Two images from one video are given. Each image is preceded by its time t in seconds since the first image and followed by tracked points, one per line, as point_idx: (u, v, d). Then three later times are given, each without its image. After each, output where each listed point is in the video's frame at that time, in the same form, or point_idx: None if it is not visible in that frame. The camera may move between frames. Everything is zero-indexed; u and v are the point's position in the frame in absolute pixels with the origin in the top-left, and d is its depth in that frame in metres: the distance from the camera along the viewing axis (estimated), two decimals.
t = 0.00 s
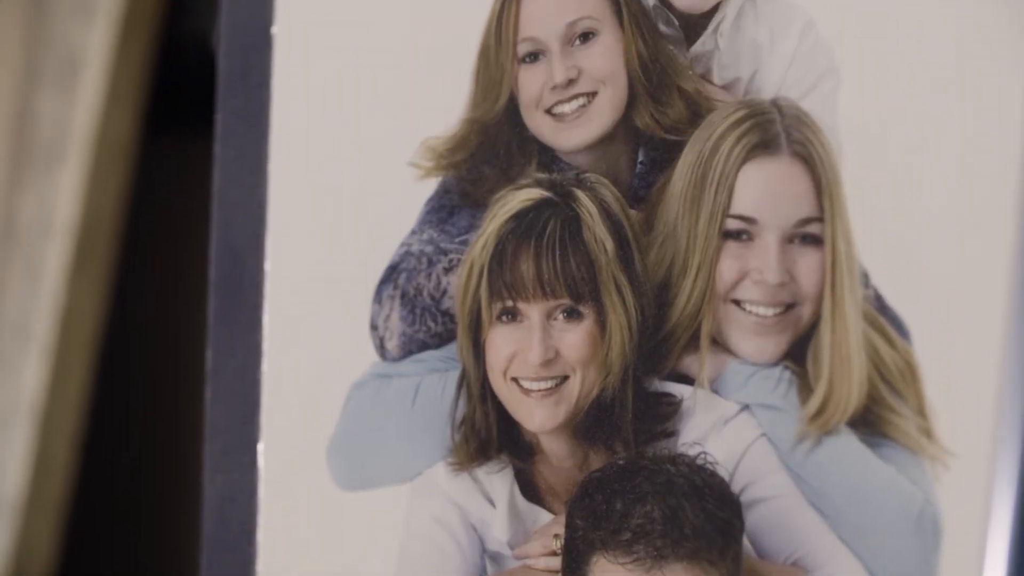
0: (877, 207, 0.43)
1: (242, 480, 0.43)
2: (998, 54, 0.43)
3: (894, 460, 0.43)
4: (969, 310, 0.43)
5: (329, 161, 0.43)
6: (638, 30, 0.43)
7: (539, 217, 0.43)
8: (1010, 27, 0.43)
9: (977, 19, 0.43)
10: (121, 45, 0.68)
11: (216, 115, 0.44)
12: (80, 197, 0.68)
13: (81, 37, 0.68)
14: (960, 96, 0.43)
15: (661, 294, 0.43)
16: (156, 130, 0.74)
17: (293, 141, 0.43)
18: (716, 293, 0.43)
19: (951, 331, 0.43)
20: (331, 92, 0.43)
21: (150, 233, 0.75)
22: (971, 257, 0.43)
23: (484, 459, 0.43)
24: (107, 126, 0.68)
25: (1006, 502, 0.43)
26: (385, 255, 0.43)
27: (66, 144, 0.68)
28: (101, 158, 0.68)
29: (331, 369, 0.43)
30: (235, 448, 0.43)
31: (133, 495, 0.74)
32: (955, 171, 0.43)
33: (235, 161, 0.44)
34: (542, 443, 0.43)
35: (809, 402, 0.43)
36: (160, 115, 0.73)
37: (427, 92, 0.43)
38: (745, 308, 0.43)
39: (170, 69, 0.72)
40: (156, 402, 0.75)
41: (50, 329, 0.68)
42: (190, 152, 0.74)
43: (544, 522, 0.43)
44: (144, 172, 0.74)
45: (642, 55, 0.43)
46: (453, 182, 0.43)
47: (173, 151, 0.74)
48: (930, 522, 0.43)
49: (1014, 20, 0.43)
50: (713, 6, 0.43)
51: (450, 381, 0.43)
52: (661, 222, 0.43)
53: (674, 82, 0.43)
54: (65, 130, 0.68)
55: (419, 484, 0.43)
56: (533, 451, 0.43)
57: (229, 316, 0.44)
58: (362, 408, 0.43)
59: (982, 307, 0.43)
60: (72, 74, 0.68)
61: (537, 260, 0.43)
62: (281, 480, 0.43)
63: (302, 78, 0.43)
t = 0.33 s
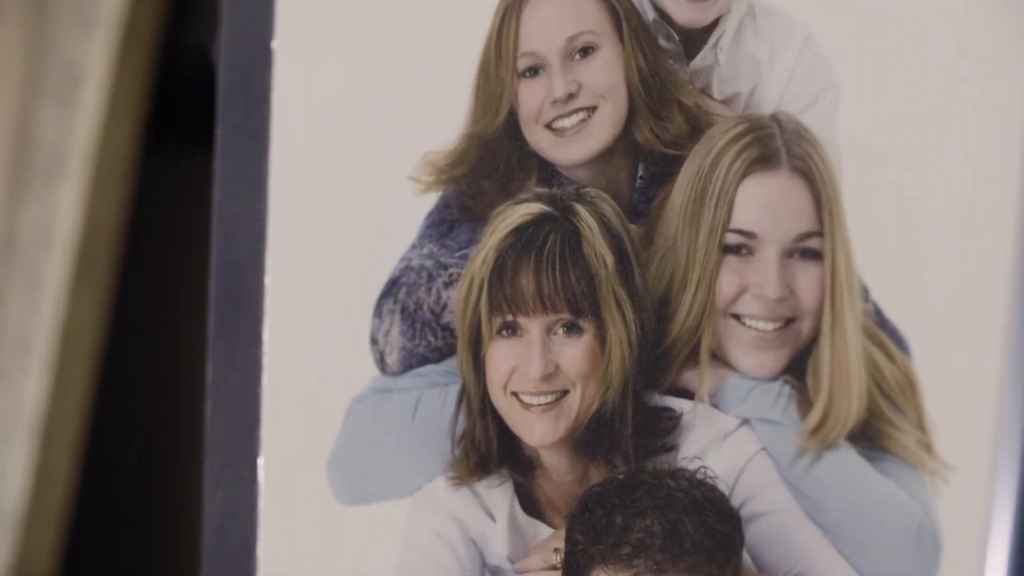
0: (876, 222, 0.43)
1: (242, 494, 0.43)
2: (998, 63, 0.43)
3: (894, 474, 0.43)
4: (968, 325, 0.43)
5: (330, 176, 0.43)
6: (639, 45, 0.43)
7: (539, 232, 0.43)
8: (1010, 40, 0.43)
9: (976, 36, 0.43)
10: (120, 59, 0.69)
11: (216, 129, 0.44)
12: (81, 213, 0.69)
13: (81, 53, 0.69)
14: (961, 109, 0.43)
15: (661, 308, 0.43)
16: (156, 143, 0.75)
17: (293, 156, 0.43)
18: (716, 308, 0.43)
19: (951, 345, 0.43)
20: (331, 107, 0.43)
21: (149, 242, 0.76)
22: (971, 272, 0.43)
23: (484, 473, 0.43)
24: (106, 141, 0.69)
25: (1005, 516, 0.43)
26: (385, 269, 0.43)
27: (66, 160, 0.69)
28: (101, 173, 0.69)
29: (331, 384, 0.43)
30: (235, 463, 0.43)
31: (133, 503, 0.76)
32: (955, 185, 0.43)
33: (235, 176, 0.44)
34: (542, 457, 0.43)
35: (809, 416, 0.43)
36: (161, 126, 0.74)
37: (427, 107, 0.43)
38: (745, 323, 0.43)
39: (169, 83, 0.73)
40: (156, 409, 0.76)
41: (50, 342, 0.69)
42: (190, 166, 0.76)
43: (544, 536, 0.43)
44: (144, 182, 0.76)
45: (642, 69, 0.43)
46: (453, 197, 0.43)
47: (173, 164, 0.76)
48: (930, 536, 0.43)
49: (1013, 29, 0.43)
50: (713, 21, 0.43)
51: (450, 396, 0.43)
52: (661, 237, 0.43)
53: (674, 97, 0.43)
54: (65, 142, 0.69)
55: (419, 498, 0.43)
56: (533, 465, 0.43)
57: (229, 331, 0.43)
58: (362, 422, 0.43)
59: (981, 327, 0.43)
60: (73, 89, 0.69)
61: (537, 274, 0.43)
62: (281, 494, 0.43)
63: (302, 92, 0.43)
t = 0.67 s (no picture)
0: (875, 236, 0.43)
1: (242, 508, 0.43)
2: (999, 78, 0.43)
3: (893, 488, 0.43)
4: (968, 337, 0.43)
5: (329, 190, 0.43)
6: (638, 58, 0.43)
7: (539, 246, 0.44)
8: (1010, 51, 0.43)
9: (977, 49, 0.43)
10: (118, 78, 0.71)
11: (216, 143, 0.44)
12: (79, 229, 0.72)
13: (81, 69, 0.72)
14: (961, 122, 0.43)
15: (661, 322, 0.43)
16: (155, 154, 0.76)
17: (293, 170, 0.43)
18: (716, 321, 0.43)
19: (951, 359, 0.43)
20: (332, 120, 0.43)
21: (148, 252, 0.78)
22: (971, 285, 0.43)
23: (484, 486, 0.43)
24: (105, 159, 0.72)
25: (1004, 531, 0.43)
26: (385, 283, 0.43)
27: (66, 174, 0.72)
28: (99, 191, 0.72)
29: (331, 397, 0.43)
30: (236, 476, 0.43)
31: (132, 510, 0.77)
32: (955, 198, 0.43)
33: (235, 189, 0.44)
34: (542, 470, 0.43)
35: (809, 430, 0.43)
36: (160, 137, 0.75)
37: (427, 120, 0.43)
38: (745, 336, 0.43)
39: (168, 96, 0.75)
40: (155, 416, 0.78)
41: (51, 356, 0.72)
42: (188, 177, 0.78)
43: (544, 549, 0.43)
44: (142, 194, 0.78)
45: (642, 83, 0.43)
46: (453, 212, 0.43)
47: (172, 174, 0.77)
48: (928, 550, 0.43)
49: (1014, 44, 0.43)
50: (713, 34, 0.43)
51: (450, 410, 0.44)
52: (661, 251, 0.43)
53: (674, 110, 0.43)
54: (66, 157, 0.72)
55: (420, 511, 0.43)
56: (533, 479, 0.43)
57: (230, 345, 0.44)
58: (363, 436, 0.43)
59: (981, 341, 0.43)
60: (72, 106, 0.72)
61: (537, 288, 0.43)
62: (281, 507, 0.43)
63: (303, 106, 0.43)
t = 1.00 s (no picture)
0: (875, 248, 0.43)
1: (242, 519, 0.43)
2: (999, 89, 0.43)
3: (893, 500, 0.43)
4: (968, 349, 0.43)
5: (329, 201, 0.43)
6: (638, 71, 0.43)
7: (539, 258, 0.44)
8: (1010, 60, 0.43)
9: (977, 60, 0.43)
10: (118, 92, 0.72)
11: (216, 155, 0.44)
12: (80, 242, 0.72)
13: (82, 79, 0.72)
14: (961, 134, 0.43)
15: (661, 334, 0.43)
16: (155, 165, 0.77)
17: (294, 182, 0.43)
18: (716, 333, 0.43)
19: (951, 370, 0.43)
20: (332, 132, 0.43)
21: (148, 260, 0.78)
22: (971, 296, 0.43)
23: (484, 498, 0.43)
24: (105, 172, 0.72)
25: (1004, 542, 0.43)
26: (385, 295, 0.43)
27: (66, 185, 0.72)
28: (99, 203, 0.72)
29: (332, 409, 0.43)
30: (236, 487, 0.43)
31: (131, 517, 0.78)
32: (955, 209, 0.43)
33: (235, 201, 0.44)
34: (542, 482, 0.43)
35: (809, 441, 0.43)
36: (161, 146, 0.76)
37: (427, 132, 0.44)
38: (744, 348, 0.43)
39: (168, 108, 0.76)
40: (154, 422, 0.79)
41: (51, 368, 0.73)
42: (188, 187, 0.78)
43: (544, 561, 0.43)
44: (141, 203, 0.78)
45: (642, 95, 0.44)
46: (453, 224, 0.43)
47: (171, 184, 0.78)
48: (929, 562, 0.43)
49: (1014, 55, 0.43)
50: (713, 46, 0.43)
51: (450, 422, 0.44)
52: (661, 263, 0.43)
53: (674, 122, 0.43)
54: (66, 168, 0.72)
55: (419, 523, 0.43)
56: (533, 490, 0.43)
57: (230, 356, 0.44)
58: (363, 447, 0.43)
59: (980, 352, 0.43)
60: (73, 117, 0.72)
61: (537, 300, 0.43)
62: (281, 518, 0.43)
63: (303, 118, 0.44)
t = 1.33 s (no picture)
0: (875, 259, 0.43)
1: (243, 531, 0.43)
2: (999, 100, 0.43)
3: (893, 512, 0.43)
4: (968, 360, 0.43)
5: (330, 213, 0.43)
6: (638, 83, 0.43)
7: (539, 269, 0.44)
8: (1008, 69, 0.43)
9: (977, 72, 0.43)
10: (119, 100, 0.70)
11: (216, 166, 0.44)
12: (80, 254, 0.70)
13: (81, 86, 0.70)
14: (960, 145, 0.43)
15: (661, 346, 0.43)
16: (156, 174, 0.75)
17: (293, 193, 0.43)
18: (715, 345, 0.43)
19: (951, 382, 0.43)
20: (332, 143, 0.43)
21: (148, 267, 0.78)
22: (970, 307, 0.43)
23: (484, 509, 0.43)
24: (106, 182, 0.71)
25: (1003, 553, 0.43)
26: (385, 306, 0.44)
27: (66, 194, 0.70)
28: (96, 213, 0.71)
29: (332, 420, 0.43)
30: (236, 499, 0.43)
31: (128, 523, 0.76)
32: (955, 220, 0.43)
33: (235, 212, 0.44)
34: (542, 494, 0.43)
35: (808, 453, 0.43)
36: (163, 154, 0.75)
37: (427, 143, 0.44)
38: (744, 360, 0.43)
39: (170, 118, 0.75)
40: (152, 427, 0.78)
41: (51, 380, 0.70)
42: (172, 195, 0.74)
43: (544, 572, 0.43)
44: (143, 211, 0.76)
45: (642, 107, 0.44)
46: (453, 235, 0.44)
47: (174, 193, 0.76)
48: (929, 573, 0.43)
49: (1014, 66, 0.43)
50: (713, 58, 0.43)
51: (450, 433, 0.44)
52: (661, 275, 0.43)
53: (673, 134, 0.43)
54: (65, 177, 0.70)
55: (420, 534, 0.43)
56: (533, 502, 0.43)
57: (230, 367, 0.43)
58: (363, 459, 0.43)
59: (981, 363, 0.43)
60: (74, 124, 0.70)
61: (537, 312, 0.43)
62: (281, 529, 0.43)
63: (303, 129, 0.44)
